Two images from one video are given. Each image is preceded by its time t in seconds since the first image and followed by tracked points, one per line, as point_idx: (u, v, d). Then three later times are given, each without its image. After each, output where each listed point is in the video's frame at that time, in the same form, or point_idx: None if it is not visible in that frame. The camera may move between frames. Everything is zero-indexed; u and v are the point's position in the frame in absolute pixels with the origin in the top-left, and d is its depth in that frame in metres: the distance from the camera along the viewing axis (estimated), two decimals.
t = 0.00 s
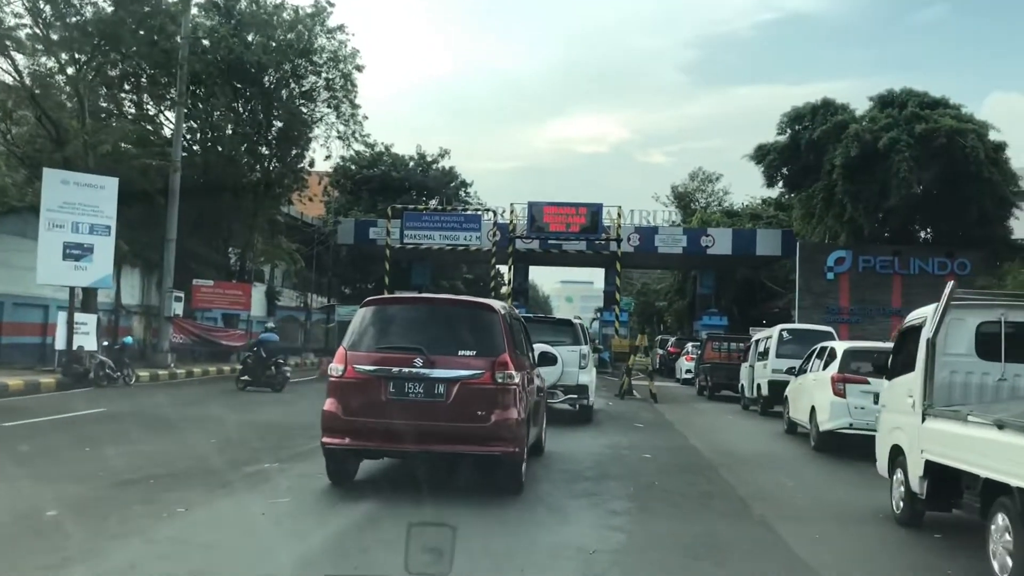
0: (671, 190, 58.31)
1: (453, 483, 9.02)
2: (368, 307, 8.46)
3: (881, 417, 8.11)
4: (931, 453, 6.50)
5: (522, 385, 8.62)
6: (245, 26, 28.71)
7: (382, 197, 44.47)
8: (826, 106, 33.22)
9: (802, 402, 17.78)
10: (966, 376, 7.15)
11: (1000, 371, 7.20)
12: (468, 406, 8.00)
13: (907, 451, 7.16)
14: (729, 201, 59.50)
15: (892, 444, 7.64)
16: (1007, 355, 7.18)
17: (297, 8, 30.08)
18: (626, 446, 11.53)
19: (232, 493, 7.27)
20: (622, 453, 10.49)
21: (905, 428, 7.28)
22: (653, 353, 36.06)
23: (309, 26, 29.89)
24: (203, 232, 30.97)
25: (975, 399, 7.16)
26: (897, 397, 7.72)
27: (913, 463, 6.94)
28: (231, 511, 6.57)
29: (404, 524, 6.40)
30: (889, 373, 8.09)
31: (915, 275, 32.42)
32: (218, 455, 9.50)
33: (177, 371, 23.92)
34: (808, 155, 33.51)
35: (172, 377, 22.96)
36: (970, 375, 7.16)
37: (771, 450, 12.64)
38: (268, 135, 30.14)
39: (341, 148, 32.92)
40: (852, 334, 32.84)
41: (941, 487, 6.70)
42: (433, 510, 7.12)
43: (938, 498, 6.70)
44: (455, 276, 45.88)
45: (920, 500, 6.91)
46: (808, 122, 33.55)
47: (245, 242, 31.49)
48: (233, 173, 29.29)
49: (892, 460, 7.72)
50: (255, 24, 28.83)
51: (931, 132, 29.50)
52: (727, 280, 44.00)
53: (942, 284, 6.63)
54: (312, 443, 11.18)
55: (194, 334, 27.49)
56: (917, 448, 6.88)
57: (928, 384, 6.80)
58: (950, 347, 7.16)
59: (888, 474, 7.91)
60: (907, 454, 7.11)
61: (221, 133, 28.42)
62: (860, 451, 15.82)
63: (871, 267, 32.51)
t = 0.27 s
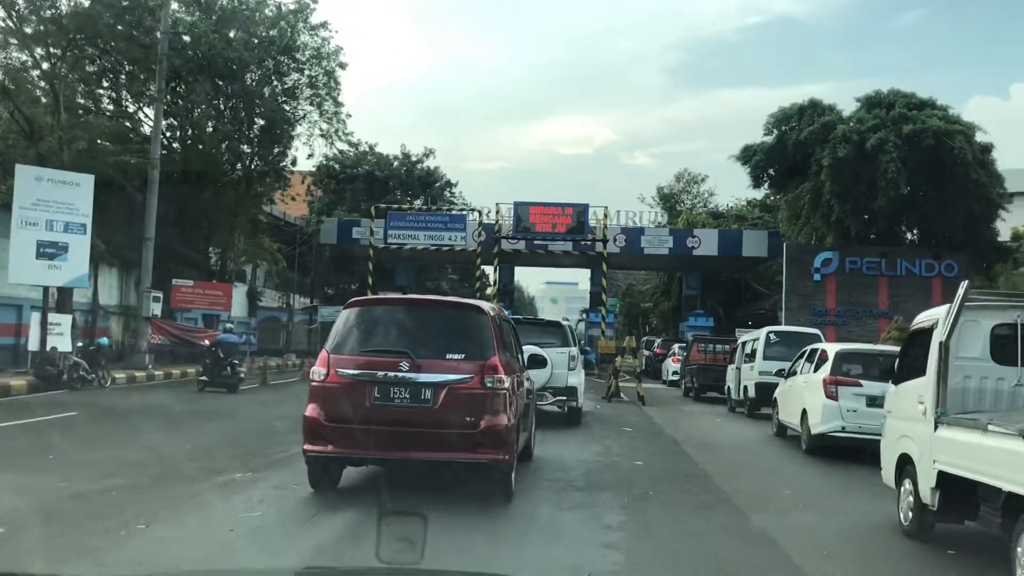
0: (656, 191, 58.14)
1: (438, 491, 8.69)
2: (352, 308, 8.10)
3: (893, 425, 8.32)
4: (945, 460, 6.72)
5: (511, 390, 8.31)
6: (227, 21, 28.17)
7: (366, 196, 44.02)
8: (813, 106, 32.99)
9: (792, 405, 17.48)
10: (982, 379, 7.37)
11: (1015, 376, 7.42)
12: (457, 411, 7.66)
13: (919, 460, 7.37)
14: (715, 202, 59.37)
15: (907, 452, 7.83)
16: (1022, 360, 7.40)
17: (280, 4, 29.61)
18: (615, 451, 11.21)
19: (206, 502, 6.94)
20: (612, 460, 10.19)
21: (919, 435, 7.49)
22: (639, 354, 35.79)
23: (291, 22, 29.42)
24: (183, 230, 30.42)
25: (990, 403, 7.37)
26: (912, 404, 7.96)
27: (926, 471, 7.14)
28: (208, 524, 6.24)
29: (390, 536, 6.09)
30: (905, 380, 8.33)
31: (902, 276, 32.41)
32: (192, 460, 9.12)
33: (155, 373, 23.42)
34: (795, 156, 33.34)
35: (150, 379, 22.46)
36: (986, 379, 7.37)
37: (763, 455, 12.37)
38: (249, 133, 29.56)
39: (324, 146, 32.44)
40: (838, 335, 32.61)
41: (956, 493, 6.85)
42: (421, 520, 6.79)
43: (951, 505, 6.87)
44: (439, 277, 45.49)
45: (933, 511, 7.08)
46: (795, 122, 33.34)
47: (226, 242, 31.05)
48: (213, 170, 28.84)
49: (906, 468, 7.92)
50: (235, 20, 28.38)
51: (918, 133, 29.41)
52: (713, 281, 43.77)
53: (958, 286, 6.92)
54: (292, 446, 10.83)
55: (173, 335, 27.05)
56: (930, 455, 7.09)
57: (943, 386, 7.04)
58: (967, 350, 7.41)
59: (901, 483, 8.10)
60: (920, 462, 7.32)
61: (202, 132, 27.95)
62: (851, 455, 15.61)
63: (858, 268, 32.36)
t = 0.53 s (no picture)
0: (645, 194, 57.93)
1: (429, 502, 8.41)
2: (341, 313, 7.79)
3: (905, 433, 8.43)
4: (960, 471, 6.86)
5: (506, 397, 8.00)
6: (212, 21, 27.85)
7: (354, 199, 43.63)
8: (803, 108, 32.76)
9: (786, 410, 17.16)
10: (998, 388, 7.44)
11: None
12: (450, 420, 7.37)
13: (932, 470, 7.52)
14: (704, 205, 59.20)
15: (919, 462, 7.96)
16: None
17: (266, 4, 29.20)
18: (609, 459, 10.92)
19: (186, 517, 6.63)
20: (608, 469, 9.91)
21: (932, 444, 7.62)
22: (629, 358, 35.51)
23: (277, 22, 29.00)
24: (166, 233, 29.97)
25: (1005, 411, 7.45)
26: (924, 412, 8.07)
27: (939, 480, 7.30)
28: (187, 542, 5.95)
29: (386, 553, 5.84)
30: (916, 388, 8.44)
31: (893, 280, 32.12)
32: (172, 471, 8.79)
33: (138, 378, 22.97)
34: (785, 158, 33.17)
35: (131, 385, 22.01)
36: (1002, 386, 7.43)
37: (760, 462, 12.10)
38: (234, 133, 29.28)
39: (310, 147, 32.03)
40: (829, 339, 32.30)
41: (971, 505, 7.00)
42: (414, 533, 6.52)
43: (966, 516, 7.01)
44: (428, 280, 45.12)
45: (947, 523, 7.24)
46: (786, 125, 33.15)
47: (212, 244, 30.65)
48: (197, 172, 28.38)
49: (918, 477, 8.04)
50: (220, 20, 27.97)
51: (909, 135, 29.28)
52: (702, 284, 43.53)
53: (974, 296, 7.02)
54: (277, 455, 10.51)
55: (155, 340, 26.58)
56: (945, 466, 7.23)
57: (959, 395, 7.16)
58: (983, 357, 7.48)
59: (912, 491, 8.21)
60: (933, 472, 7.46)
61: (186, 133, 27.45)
62: (847, 462, 15.36)
63: (849, 271, 32.09)
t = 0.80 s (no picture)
0: (638, 196, 57.65)
1: (425, 512, 8.10)
2: (335, 317, 7.49)
3: (917, 440, 8.29)
4: (978, 480, 6.74)
5: (504, 403, 7.69)
6: (200, 20, 27.45)
7: (344, 202, 43.24)
8: (797, 109, 32.44)
9: (785, 413, 16.81)
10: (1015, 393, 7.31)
11: None
12: (447, 427, 7.05)
13: (948, 479, 7.41)
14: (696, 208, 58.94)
15: (932, 469, 7.83)
16: None
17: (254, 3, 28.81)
18: (607, 467, 10.59)
19: (164, 533, 6.28)
20: (607, 478, 9.57)
21: (947, 451, 7.50)
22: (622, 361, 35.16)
23: (266, 22, 28.61)
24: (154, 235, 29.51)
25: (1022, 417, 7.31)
26: (936, 418, 7.95)
27: (956, 490, 7.17)
28: (163, 561, 5.59)
29: (380, 569, 5.54)
30: (928, 393, 8.32)
31: (889, 282, 31.95)
32: (153, 482, 8.41)
33: (123, 383, 22.50)
34: (779, 160, 32.93)
35: (117, 390, 21.57)
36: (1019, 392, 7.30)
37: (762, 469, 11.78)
38: (223, 135, 29.00)
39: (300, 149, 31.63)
40: (825, 343, 32.12)
41: (990, 515, 6.86)
42: (413, 547, 6.23)
43: (985, 527, 6.88)
44: (419, 283, 44.71)
45: (964, 533, 7.11)
46: (779, 126, 32.90)
47: (200, 246, 30.29)
48: (183, 172, 27.98)
49: (931, 485, 7.90)
50: (208, 19, 27.59)
51: (905, 136, 29.10)
52: (696, 286, 43.22)
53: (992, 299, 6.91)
54: (263, 463, 10.14)
55: (141, 344, 26.16)
56: (962, 475, 7.10)
57: (976, 400, 7.04)
58: (1001, 361, 7.34)
59: (926, 500, 8.07)
60: (949, 480, 7.34)
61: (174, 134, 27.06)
62: (847, 467, 15.04)
63: (844, 273, 31.85)
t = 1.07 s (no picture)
0: (630, 198, 57.45)
1: (418, 519, 7.91)
2: (329, 320, 7.43)
3: (922, 444, 8.12)
4: (990, 487, 6.60)
5: (500, 407, 7.65)
6: (189, 19, 27.16)
7: (335, 204, 42.95)
8: (792, 110, 32.32)
9: (781, 416, 16.57)
10: None
11: None
12: (443, 432, 7.00)
13: (956, 485, 7.25)
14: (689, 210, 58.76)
15: (940, 474, 7.67)
16: None
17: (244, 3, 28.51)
18: (604, 473, 10.39)
19: (145, 546, 6.05)
20: (603, 485, 9.37)
21: (956, 456, 7.34)
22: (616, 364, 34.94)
23: (256, 21, 28.32)
24: (142, 237, 29.17)
25: None
26: (943, 421, 7.80)
27: (966, 496, 7.03)
28: None
29: None
30: (933, 396, 8.18)
31: (884, 284, 31.72)
32: (137, 490, 8.18)
33: (109, 388, 22.14)
34: (773, 161, 32.78)
35: (104, 394, 21.25)
36: None
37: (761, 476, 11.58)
38: (212, 135, 28.82)
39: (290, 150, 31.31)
40: (820, 345, 31.81)
41: (1003, 522, 6.72)
42: (407, 558, 6.01)
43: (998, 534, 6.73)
44: (411, 286, 44.43)
45: (975, 540, 6.96)
46: (773, 127, 32.75)
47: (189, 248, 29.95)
48: (170, 173, 27.44)
49: (939, 491, 7.74)
50: (197, 19, 27.30)
51: (900, 137, 28.99)
52: (689, 288, 43.01)
53: (1003, 301, 6.83)
54: (252, 470, 9.92)
55: (129, 348, 25.77)
56: (972, 481, 6.96)
57: (988, 405, 6.91)
58: (1011, 363, 7.27)
59: (932, 506, 7.92)
60: (959, 486, 7.19)
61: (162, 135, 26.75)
62: (845, 471, 14.85)
63: (839, 275, 31.67)
